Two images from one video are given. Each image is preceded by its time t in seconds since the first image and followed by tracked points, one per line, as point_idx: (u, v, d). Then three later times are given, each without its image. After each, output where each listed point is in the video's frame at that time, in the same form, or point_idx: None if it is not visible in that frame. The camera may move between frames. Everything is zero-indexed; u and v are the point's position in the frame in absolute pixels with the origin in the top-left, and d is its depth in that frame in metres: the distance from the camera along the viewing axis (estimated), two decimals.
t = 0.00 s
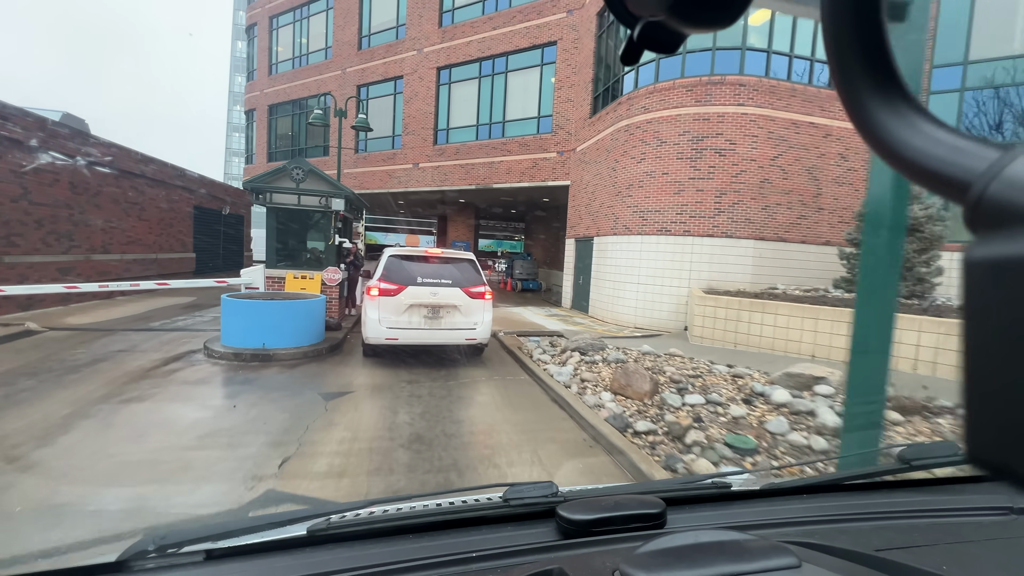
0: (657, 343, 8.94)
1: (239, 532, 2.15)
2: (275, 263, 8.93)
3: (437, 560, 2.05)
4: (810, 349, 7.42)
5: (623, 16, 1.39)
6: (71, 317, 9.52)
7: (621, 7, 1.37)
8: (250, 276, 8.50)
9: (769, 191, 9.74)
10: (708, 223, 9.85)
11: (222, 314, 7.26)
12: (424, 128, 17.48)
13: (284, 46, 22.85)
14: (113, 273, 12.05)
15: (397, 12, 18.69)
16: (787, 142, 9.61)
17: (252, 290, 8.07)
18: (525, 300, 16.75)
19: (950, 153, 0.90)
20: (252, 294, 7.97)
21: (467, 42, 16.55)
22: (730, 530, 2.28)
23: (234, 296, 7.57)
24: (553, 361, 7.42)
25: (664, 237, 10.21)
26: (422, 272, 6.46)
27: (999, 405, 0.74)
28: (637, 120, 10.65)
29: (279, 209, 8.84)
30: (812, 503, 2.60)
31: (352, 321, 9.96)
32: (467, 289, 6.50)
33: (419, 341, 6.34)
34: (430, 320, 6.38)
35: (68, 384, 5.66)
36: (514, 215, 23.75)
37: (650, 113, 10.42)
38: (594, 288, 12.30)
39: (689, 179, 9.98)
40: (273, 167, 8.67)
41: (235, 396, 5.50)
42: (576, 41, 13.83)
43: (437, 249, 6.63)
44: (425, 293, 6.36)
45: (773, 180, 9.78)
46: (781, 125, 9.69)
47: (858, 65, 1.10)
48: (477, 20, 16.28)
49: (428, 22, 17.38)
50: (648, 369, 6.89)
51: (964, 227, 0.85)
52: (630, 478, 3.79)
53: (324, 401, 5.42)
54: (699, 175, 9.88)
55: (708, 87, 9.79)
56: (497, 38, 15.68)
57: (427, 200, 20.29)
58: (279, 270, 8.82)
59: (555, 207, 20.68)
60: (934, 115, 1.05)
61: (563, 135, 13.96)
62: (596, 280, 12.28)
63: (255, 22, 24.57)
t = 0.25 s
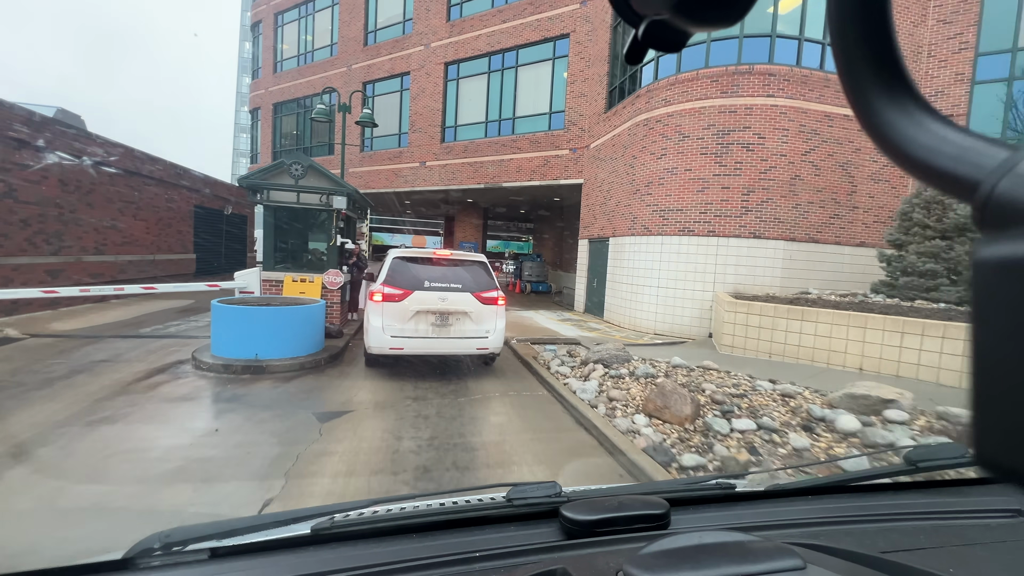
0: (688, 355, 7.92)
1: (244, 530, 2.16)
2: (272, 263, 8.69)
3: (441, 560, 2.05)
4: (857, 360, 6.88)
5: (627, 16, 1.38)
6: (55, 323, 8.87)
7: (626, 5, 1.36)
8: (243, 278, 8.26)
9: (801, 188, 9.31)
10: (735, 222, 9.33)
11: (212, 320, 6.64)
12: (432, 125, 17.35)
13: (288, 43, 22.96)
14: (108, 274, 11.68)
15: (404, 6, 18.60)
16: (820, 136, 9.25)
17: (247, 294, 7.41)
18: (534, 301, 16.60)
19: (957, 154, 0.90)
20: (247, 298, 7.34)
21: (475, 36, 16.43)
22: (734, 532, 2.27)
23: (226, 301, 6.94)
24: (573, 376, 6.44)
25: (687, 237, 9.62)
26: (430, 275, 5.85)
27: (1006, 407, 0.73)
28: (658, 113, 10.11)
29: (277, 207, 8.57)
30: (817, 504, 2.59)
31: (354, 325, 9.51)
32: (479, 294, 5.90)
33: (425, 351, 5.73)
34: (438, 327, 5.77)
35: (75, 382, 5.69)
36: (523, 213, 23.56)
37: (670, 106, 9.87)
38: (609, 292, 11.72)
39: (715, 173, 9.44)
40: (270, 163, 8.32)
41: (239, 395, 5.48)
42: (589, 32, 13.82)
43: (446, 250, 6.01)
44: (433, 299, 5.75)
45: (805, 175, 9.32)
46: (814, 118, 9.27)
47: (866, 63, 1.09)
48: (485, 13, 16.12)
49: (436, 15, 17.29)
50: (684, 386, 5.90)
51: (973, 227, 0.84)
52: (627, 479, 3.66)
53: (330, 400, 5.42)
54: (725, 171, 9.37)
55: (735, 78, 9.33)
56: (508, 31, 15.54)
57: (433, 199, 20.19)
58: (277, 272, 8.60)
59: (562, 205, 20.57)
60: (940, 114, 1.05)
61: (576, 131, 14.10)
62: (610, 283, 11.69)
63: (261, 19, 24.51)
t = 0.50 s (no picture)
0: (713, 364, 7.56)
1: (247, 532, 2.16)
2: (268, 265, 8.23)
3: (443, 561, 2.05)
4: (904, 372, 6.37)
5: (627, 15, 1.38)
6: (35, 328, 8.47)
7: (628, 8, 1.36)
8: (234, 281, 8.05)
9: (829, 184, 8.95)
10: (759, 220, 9.09)
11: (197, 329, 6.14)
12: (436, 122, 17.21)
13: (292, 41, 23.19)
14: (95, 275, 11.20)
15: None
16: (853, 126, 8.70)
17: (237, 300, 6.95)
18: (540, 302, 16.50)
19: (960, 153, 0.89)
20: (237, 305, 6.86)
21: (480, 30, 16.36)
22: (737, 532, 2.26)
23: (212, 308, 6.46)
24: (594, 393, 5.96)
25: (708, 237, 9.41)
26: (435, 279, 5.43)
27: (1013, 407, 0.73)
28: (675, 105, 9.94)
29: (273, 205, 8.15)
30: (820, 505, 2.58)
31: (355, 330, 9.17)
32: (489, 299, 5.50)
33: (430, 361, 5.31)
34: (444, 336, 5.35)
35: (80, 383, 5.69)
36: (528, 211, 23.43)
37: (690, 98, 9.68)
38: (624, 294, 11.52)
39: (739, 168, 9.19)
40: (264, 158, 7.91)
41: (242, 396, 5.48)
42: (600, 23, 13.64)
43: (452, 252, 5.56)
44: (439, 305, 5.33)
45: (834, 171, 8.90)
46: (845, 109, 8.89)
47: (867, 62, 1.08)
48: (490, 6, 16.05)
49: (440, 8, 17.24)
50: (719, 402, 5.58)
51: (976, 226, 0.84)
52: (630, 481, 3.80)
53: (334, 403, 5.41)
54: (749, 166, 9.12)
55: (760, 67, 9.08)
56: (513, 24, 15.46)
57: (438, 198, 20.15)
58: (273, 274, 8.14)
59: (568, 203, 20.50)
60: (944, 113, 1.04)
61: (586, 127, 13.98)
62: (625, 284, 11.49)
63: (263, 16, 24.42)
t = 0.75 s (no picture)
0: (735, 372, 7.02)
1: (248, 531, 2.16)
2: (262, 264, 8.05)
3: (444, 561, 2.06)
4: (948, 383, 5.76)
5: (628, 17, 1.39)
6: (16, 331, 8.13)
7: (629, 9, 1.37)
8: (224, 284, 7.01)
9: (854, 180, 8.28)
10: (778, 218, 8.53)
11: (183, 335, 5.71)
12: (439, 118, 17.10)
13: (292, 37, 23.06)
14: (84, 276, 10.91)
15: None
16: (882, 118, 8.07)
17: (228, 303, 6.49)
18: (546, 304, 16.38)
19: (961, 153, 0.89)
20: (227, 308, 6.41)
21: (484, 24, 16.22)
22: (738, 533, 2.26)
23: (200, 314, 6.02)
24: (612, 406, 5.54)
25: (724, 236, 8.90)
26: (437, 280, 5.14)
27: (1015, 407, 0.73)
28: (690, 98, 9.46)
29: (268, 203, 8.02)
30: (821, 506, 2.58)
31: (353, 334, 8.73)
32: (495, 302, 5.22)
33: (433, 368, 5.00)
34: (447, 341, 5.05)
35: (80, 382, 5.69)
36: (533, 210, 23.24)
37: (704, 90, 9.20)
38: (633, 296, 11.07)
39: (756, 163, 8.68)
40: (258, 154, 7.87)
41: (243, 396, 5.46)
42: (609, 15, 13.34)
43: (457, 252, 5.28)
44: (442, 308, 5.04)
45: (859, 166, 8.25)
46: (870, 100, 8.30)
47: (869, 61, 1.08)
48: None
49: (443, 2, 17.11)
50: (753, 419, 5.03)
51: (978, 227, 0.84)
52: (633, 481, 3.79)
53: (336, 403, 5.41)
54: (767, 162, 8.59)
55: (780, 56, 8.53)
56: (517, 18, 15.29)
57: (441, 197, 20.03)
58: (267, 273, 7.92)
59: (572, 201, 20.36)
60: (945, 113, 1.04)
61: (593, 123, 13.71)
62: (635, 286, 11.02)
63: (263, 12, 24.22)
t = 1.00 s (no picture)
0: (757, 382, 6.52)
1: (247, 531, 2.16)
2: (253, 267, 7.25)
3: (443, 562, 2.05)
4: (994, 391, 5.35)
5: (630, 18, 1.39)
6: None
7: (630, 10, 1.37)
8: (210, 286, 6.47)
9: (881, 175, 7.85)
10: (798, 217, 8.16)
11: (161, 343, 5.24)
12: (441, 115, 17.06)
13: (291, 33, 22.93)
14: (71, 277, 10.43)
15: None
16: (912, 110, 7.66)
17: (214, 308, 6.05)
18: (550, 306, 16.27)
19: (963, 155, 0.89)
20: (213, 313, 5.97)
21: (487, 17, 16.08)
22: (738, 536, 2.25)
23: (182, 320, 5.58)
24: (629, 421, 5.08)
25: (741, 235, 8.52)
26: (439, 281, 4.78)
27: (1015, 410, 0.73)
28: (704, 90, 9.06)
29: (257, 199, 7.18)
30: (821, 509, 2.57)
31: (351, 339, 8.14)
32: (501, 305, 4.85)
33: (435, 378, 4.64)
34: (450, 348, 4.69)
35: (79, 381, 5.65)
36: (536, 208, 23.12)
37: (720, 82, 8.77)
38: (643, 297, 10.72)
39: (775, 158, 8.27)
40: (245, 146, 7.00)
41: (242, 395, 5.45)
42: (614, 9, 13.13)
43: (459, 251, 4.87)
44: (445, 312, 4.68)
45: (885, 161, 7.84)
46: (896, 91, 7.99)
47: (869, 61, 1.08)
48: None
49: None
50: (791, 437, 4.48)
51: (979, 230, 0.83)
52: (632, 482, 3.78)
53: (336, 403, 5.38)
54: (787, 157, 8.19)
55: (801, 45, 8.07)
56: (520, 11, 15.13)
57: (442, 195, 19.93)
58: (259, 276, 7.16)
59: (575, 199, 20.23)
60: (948, 116, 1.04)
61: (600, 118, 13.49)
62: (645, 286, 10.68)
63: (262, 7, 24.10)
